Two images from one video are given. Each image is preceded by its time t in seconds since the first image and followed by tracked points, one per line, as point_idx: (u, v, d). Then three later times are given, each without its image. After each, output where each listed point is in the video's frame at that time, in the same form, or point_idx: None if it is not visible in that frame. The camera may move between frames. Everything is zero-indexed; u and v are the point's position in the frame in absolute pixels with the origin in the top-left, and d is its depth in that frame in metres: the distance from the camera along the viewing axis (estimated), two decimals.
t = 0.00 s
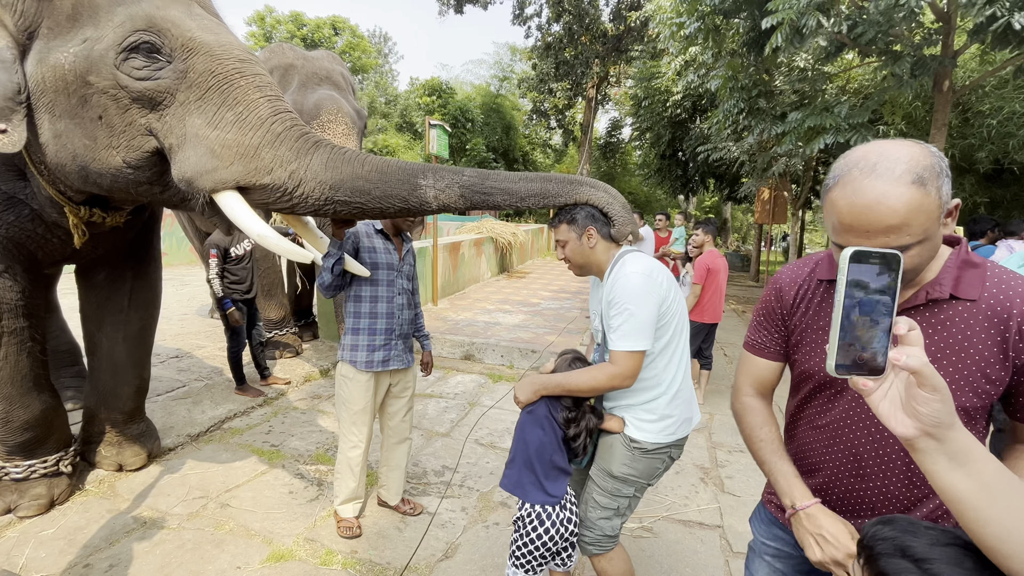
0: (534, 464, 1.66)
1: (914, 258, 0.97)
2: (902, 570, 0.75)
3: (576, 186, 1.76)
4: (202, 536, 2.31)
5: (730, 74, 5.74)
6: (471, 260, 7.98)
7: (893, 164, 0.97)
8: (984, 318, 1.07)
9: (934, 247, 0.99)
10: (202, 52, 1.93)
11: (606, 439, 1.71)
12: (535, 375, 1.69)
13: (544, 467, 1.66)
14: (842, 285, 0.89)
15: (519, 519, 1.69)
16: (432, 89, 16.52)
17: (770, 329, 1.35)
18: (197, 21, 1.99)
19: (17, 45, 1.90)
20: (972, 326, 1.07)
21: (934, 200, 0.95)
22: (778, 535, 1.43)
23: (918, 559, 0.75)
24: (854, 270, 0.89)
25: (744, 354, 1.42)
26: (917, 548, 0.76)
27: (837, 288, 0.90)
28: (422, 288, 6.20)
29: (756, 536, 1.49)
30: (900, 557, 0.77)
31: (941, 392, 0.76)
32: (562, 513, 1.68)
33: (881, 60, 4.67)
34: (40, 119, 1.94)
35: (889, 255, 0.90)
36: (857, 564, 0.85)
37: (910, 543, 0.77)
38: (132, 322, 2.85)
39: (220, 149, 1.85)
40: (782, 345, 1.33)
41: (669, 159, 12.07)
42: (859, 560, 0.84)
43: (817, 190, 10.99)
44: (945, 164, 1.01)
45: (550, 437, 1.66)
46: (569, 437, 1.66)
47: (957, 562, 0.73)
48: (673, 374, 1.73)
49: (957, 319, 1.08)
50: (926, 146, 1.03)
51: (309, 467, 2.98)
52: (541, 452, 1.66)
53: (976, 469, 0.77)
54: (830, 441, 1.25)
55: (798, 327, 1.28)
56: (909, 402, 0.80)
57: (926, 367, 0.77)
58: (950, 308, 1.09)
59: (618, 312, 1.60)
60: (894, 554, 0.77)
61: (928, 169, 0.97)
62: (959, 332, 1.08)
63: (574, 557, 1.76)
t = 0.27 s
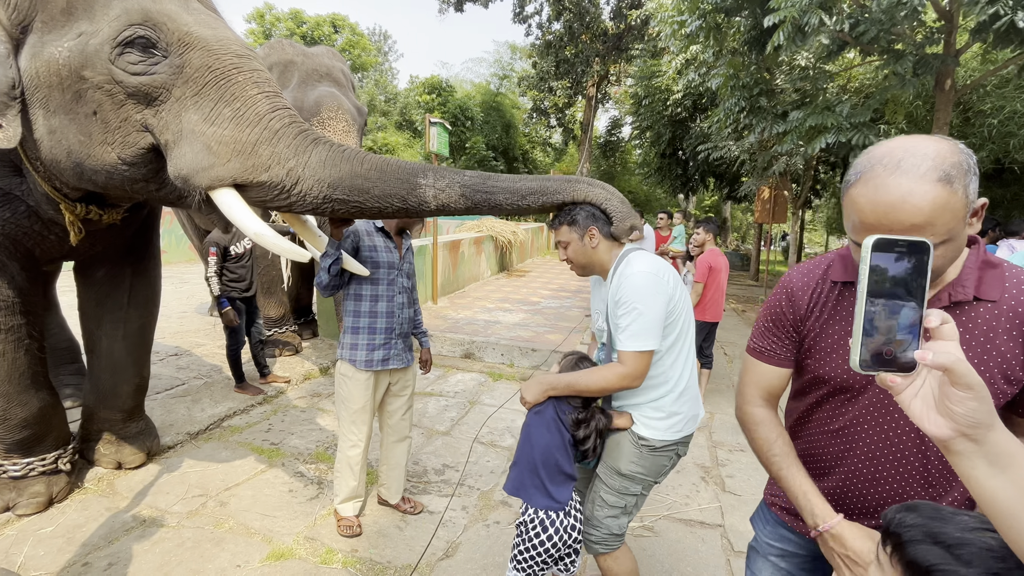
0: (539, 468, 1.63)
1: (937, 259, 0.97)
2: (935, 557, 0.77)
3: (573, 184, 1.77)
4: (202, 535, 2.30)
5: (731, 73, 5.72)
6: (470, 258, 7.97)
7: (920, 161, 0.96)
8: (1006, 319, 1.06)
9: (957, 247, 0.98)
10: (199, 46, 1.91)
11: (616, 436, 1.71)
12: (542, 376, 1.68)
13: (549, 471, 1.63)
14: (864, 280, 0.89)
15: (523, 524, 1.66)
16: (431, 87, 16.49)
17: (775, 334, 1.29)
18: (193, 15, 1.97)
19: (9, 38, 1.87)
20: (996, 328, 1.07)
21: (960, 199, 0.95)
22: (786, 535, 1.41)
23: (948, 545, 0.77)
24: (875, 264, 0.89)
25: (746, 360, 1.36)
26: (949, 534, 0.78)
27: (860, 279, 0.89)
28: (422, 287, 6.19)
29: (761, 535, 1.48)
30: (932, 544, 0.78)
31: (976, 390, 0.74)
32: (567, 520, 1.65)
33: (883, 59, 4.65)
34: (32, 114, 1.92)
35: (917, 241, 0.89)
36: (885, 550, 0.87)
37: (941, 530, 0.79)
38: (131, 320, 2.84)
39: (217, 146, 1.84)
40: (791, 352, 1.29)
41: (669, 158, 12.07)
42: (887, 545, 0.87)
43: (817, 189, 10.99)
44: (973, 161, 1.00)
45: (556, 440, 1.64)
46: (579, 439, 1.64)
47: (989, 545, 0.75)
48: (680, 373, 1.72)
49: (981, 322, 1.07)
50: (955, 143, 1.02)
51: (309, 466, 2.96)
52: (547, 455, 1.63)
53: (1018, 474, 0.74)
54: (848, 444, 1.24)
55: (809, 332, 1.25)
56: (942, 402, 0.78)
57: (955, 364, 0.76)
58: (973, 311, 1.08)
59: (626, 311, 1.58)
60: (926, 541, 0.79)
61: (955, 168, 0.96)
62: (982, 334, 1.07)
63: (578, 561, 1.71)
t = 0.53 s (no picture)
0: (547, 476, 1.58)
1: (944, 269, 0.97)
2: (936, 549, 0.77)
3: (571, 187, 1.73)
4: (202, 533, 2.30)
5: (732, 72, 5.72)
6: (470, 257, 7.96)
7: (927, 171, 0.95)
8: (1014, 331, 1.07)
9: (966, 257, 0.98)
10: (194, 42, 1.90)
11: (620, 434, 1.70)
12: (548, 380, 1.64)
13: (557, 478, 1.58)
14: (875, 289, 0.88)
15: (529, 530, 1.62)
16: (431, 85, 16.47)
17: (783, 347, 1.26)
18: (189, 10, 1.97)
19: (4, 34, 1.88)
20: (1006, 339, 1.07)
21: (968, 210, 0.94)
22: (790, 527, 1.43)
23: (947, 535, 0.77)
24: (885, 269, 0.88)
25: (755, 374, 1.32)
26: (946, 524, 0.78)
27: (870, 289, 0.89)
28: (422, 285, 6.18)
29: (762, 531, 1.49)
30: (932, 536, 0.78)
31: (993, 401, 0.74)
32: (574, 527, 1.61)
33: (883, 58, 4.64)
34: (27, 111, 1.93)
35: (930, 243, 0.89)
36: (881, 546, 0.87)
37: (939, 521, 0.79)
38: (130, 319, 2.83)
39: (212, 143, 1.82)
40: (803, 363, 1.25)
41: (669, 157, 12.06)
42: (885, 543, 0.85)
43: (817, 189, 10.99)
44: (989, 170, 0.98)
45: (564, 447, 1.58)
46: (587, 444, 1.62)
47: (985, 531, 0.76)
48: (685, 373, 1.73)
49: (990, 334, 1.08)
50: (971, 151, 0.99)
51: (309, 465, 2.96)
52: (555, 462, 1.58)
53: None
54: (864, 451, 1.24)
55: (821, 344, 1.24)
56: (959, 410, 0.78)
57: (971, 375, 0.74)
58: (983, 323, 1.09)
59: (632, 314, 1.58)
60: (925, 534, 0.79)
61: (967, 178, 0.95)
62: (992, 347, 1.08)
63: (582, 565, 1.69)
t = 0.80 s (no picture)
0: (557, 480, 1.58)
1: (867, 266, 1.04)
2: (935, 567, 0.76)
3: (568, 192, 1.71)
4: (200, 531, 2.30)
5: (731, 69, 5.71)
6: (469, 254, 7.95)
7: (935, 180, 0.98)
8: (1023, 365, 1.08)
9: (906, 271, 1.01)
10: (187, 37, 1.89)
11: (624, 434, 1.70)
12: (554, 386, 1.61)
13: (567, 483, 1.58)
14: (865, 297, 0.88)
15: (538, 534, 1.62)
16: (430, 82, 16.43)
17: (799, 359, 1.24)
18: (182, 5, 1.95)
19: None
20: (1011, 373, 1.08)
21: (919, 222, 0.97)
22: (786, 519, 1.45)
23: (944, 552, 0.76)
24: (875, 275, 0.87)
25: (776, 390, 1.28)
26: (942, 540, 0.77)
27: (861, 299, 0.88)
28: (421, 283, 6.17)
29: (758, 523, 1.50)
30: (929, 553, 0.77)
31: (988, 409, 0.79)
32: (584, 531, 1.61)
33: (883, 55, 4.63)
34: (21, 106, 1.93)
35: (917, 252, 0.88)
36: (877, 560, 0.86)
37: (934, 537, 0.77)
38: (127, 316, 2.83)
39: (206, 140, 1.82)
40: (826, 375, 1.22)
41: (668, 154, 12.05)
42: (881, 558, 0.84)
43: (816, 187, 10.99)
44: (1002, 214, 0.96)
45: (573, 451, 1.58)
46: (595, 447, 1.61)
47: (981, 546, 0.74)
48: (689, 372, 1.72)
49: (1000, 369, 1.09)
50: (1002, 191, 0.98)
51: (307, 462, 2.95)
52: (564, 467, 1.58)
53: None
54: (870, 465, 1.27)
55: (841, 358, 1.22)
56: (958, 421, 0.82)
57: (969, 387, 0.78)
58: (993, 358, 1.09)
59: (634, 316, 1.58)
60: (922, 551, 0.78)
61: (952, 199, 0.96)
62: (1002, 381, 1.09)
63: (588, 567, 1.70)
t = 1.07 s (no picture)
0: (571, 485, 1.57)
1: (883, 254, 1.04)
2: (933, 568, 0.76)
3: (561, 195, 1.73)
4: (198, 527, 2.29)
5: (730, 65, 5.68)
6: (467, 251, 7.93)
7: (956, 169, 0.98)
8: None
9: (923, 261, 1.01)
10: (177, 31, 1.86)
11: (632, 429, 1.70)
12: (563, 391, 1.59)
13: (581, 488, 1.57)
14: (855, 296, 0.89)
15: (549, 536, 1.62)
16: (427, 77, 16.35)
17: (818, 347, 1.22)
18: None
19: None
20: None
21: (935, 212, 0.97)
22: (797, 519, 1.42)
23: (943, 555, 0.75)
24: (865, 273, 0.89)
25: (794, 381, 1.26)
26: (942, 541, 0.76)
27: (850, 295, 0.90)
28: (418, 279, 6.16)
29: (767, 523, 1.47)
30: (927, 554, 0.77)
31: (978, 405, 0.78)
32: (596, 537, 1.60)
33: (882, 51, 4.62)
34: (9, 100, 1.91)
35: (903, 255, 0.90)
36: (874, 558, 0.86)
37: (933, 540, 0.77)
38: (122, 313, 2.81)
39: (196, 136, 1.79)
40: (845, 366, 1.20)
41: (666, 150, 12.05)
42: (878, 556, 0.84)
43: (813, 183, 11.00)
44: None
45: (587, 456, 1.57)
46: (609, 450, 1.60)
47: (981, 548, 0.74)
48: (693, 365, 1.73)
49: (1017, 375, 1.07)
50: None
51: (305, 458, 2.95)
52: (578, 472, 1.57)
53: None
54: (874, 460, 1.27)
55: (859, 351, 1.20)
56: (951, 421, 0.82)
57: (953, 383, 0.78)
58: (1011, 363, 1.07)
59: (639, 315, 1.58)
60: (921, 553, 0.78)
61: (971, 189, 0.96)
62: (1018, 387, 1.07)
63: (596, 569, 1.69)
